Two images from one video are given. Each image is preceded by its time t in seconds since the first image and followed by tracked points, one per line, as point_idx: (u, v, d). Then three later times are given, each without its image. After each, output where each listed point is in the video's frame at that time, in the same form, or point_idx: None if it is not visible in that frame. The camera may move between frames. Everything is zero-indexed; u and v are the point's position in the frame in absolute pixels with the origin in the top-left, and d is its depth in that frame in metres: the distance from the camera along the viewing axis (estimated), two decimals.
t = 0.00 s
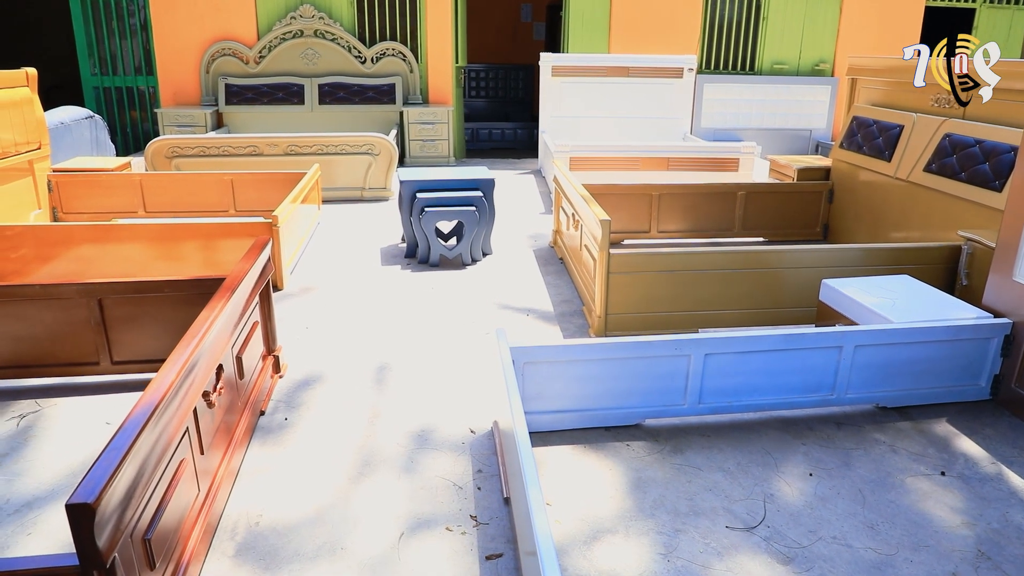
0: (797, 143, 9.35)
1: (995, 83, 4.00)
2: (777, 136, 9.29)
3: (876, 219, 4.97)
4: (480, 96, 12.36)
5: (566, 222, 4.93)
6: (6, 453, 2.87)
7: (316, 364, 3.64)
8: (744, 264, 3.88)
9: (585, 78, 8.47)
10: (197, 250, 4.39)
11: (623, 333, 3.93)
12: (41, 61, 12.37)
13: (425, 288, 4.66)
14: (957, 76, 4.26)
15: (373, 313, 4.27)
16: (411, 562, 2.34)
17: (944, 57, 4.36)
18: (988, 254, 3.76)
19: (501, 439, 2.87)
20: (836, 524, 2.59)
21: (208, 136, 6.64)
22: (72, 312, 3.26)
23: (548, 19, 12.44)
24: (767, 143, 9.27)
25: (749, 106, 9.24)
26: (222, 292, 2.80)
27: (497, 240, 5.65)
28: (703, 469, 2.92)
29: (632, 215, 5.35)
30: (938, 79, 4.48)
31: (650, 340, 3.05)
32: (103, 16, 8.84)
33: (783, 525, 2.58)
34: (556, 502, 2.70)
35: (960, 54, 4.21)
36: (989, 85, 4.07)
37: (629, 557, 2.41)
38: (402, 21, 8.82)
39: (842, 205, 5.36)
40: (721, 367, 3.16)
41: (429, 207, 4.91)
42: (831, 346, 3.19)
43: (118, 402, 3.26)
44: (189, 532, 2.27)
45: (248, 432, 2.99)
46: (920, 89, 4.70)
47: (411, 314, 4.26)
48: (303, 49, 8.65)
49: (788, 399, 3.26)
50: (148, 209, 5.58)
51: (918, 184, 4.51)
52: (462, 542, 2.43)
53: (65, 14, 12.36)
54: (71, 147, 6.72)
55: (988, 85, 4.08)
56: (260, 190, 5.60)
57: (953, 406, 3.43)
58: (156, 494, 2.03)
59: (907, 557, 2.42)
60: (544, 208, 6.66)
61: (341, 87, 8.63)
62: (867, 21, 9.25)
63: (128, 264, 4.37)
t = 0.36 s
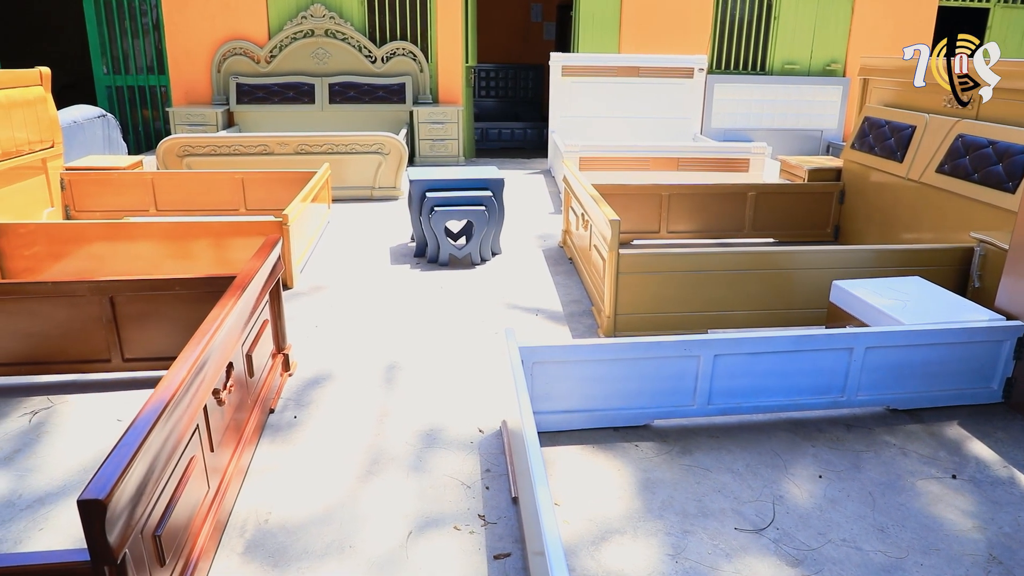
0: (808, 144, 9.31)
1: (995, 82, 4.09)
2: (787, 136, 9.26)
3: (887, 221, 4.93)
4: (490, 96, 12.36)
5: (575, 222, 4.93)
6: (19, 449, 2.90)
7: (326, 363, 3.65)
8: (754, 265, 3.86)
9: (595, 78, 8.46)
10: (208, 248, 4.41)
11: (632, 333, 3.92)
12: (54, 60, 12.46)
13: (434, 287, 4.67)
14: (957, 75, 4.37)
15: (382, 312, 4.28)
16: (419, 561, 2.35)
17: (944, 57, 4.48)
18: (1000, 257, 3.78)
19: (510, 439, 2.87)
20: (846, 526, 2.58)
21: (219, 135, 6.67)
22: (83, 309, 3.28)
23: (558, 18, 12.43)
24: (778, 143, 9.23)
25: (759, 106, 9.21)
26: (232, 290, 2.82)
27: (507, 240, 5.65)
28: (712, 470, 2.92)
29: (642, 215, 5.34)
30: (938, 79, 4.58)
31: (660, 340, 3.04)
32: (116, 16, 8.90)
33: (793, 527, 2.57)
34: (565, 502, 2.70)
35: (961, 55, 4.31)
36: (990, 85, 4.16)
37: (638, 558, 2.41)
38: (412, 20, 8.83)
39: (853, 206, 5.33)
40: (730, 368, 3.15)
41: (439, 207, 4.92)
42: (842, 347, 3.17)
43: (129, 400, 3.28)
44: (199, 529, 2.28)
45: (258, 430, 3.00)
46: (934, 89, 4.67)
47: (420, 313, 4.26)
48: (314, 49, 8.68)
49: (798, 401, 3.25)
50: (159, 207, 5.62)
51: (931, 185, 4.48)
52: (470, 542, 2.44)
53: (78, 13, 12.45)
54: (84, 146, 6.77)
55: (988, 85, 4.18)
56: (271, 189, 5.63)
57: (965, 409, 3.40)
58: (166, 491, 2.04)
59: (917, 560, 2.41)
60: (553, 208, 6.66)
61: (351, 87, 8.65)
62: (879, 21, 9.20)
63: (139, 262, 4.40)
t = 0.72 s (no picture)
0: (818, 144, 9.27)
1: (995, 82, 4.18)
2: (797, 137, 9.22)
3: (898, 221, 4.90)
4: (499, 96, 12.37)
5: (584, 222, 4.92)
6: (31, 445, 2.92)
7: (335, 361, 3.67)
8: (763, 266, 3.85)
9: (604, 78, 8.45)
10: (218, 247, 4.42)
11: (641, 333, 3.91)
12: (67, 59, 12.55)
13: (443, 286, 4.68)
14: (957, 75, 4.46)
15: (391, 311, 4.28)
16: (427, 559, 2.35)
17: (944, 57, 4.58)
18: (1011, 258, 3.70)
19: (518, 439, 2.87)
20: (855, 529, 2.56)
21: (230, 134, 6.70)
22: (94, 307, 3.29)
23: (567, 18, 12.42)
24: (788, 144, 9.20)
25: (769, 107, 9.17)
26: (242, 288, 2.83)
27: (515, 240, 5.65)
28: (720, 471, 2.91)
29: (652, 215, 5.33)
30: (938, 79, 4.67)
31: (668, 341, 3.04)
32: (128, 15, 8.96)
33: (801, 529, 2.56)
34: (573, 502, 2.70)
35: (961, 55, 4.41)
36: (989, 84, 4.25)
37: (645, 558, 2.40)
38: (422, 20, 8.84)
39: (864, 206, 5.30)
40: (739, 369, 3.14)
41: (448, 206, 4.92)
42: (851, 349, 3.16)
43: (139, 397, 3.30)
44: (208, 526, 2.29)
45: (267, 427, 3.01)
46: (946, 90, 4.64)
47: (429, 312, 4.27)
48: (323, 48, 8.70)
49: (807, 402, 3.23)
50: (169, 205, 5.65)
51: (942, 186, 4.45)
52: (478, 541, 2.44)
53: (90, 13, 12.53)
54: (96, 144, 6.81)
55: (988, 85, 4.26)
56: (280, 188, 5.65)
57: (976, 411, 3.38)
58: (176, 488, 2.06)
59: (927, 563, 2.39)
60: (562, 208, 6.65)
61: (361, 86, 8.67)
62: (891, 21, 9.14)
63: (150, 260, 4.42)
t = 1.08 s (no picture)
0: (831, 145, 9.22)
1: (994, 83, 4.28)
2: (809, 138, 9.19)
3: (911, 224, 4.87)
4: (511, 96, 12.38)
5: (594, 222, 4.92)
6: (45, 441, 2.95)
7: (345, 360, 3.68)
8: (774, 268, 3.83)
9: (616, 78, 8.43)
10: (231, 245, 4.44)
11: (651, 335, 3.90)
12: (82, 59, 12.65)
13: (453, 286, 4.68)
14: (958, 76, 4.55)
15: (402, 310, 4.29)
16: (436, 559, 2.35)
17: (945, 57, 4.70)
18: None
19: (528, 439, 2.87)
20: (866, 532, 2.54)
21: (242, 133, 6.74)
22: (108, 305, 3.32)
23: (579, 18, 12.41)
24: (800, 145, 9.17)
25: (782, 108, 9.13)
26: (254, 286, 2.85)
27: (526, 240, 5.65)
28: (731, 473, 2.90)
29: (663, 216, 5.31)
30: (938, 79, 4.80)
31: (679, 342, 3.03)
32: (142, 15, 9.02)
33: (812, 532, 2.54)
34: (582, 503, 2.70)
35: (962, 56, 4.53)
36: (989, 84, 4.34)
37: (655, 560, 2.40)
38: (433, 20, 8.85)
39: (877, 208, 5.27)
40: (751, 371, 3.12)
41: (459, 206, 4.93)
42: (864, 351, 3.14)
43: (152, 394, 3.32)
44: (219, 523, 2.30)
45: (278, 426, 3.03)
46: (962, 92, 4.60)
47: (439, 312, 4.27)
48: (336, 48, 8.73)
49: (819, 404, 3.22)
50: (182, 204, 5.68)
51: (956, 188, 4.41)
52: (488, 541, 2.44)
53: (105, 13, 12.63)
54: (110, 143, 6.87)
55: (988, 86, 4.36)
56: (292, 187, 5.67)
57: (989, 415, 3.35)
58: (187, 485, 2.07)
59: (939, 569, 2.37)
60: (573, 208, 6.65)
61: (372, 86, 8.69)
62: (906, 21, 9.07)
63: (163, 259, 4.45)
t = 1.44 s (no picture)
0: (845, 146, 9.18)
1: (994, 82, 4.39)
2: (823, 139, 9.15)
3: (926, 226, 4.83)
4: (523, 96, 12.39)
5: (607, 223, 4.91)
6: (60, 437, 2.98)
7: (357, 359, 3.69)
8: (787, 270, 3.81)
9: (628, 79, 8.42)
10: (245, 245, 4.47)
11: (663, 336, 3.89)
12: (99, 58, 12.77)
13: (465, 286, 4.69)
14: (958, 75, 4.68)
15: (414, 310, 4.30)
16: (447, 558, 2.36)
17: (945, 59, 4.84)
18: None
19: (539, 439, 2.87)
20: (879, 537, 2.53)
21: (256, 132, 6.78)
22: (123, 303, 3.34)
23: (592, 19, 12.39)
24: (814, 146, 9.13)
25: (796, 108, 9.09)
26: (268, 285, 2.86)
27: (539, 240, 5.65)
28: (742, 476, 2.88)
29: (676, 218, 5.30)
30: (939, 79, 4.92)
31: (691, 344, 3.02)
32: (157, 16, 9.10)
33: (825, 536, 2.53)
34: (593, 504, 2.69)
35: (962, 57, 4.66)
36: (989, 84, 4.45)
37: (666, 562, 2.39)
38: (447, 20, 8.87)
39: (892, 210, 5.23)
40: (763, 373, 3.11)
41: (471, 206, 4.93)
42: (878, 354, 3.11)
43: (165, 391, 3.35)
44: (231, 520, 2.32)
45: (290, 424, 3.04)
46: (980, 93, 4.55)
47: (452, 312, 4.28)
48: (349, 48, 8.76)
49: (832, 407, 3.20)
50: (197, 203, 5.72)
51: (972, 190, 4.37)
52: (498, 541, 2.44)
53: (121, 13, 12.74)
54: (126, 142, 6.93)
55: (988, 86, 4.47)
56: (306, 187, 5.69)
57: (1005, 420, 3.32)
58: (201, 482, 2.08)
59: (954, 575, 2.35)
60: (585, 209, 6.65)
61: (386, 86, 8.72)
62: (922, 21, 8.99)
63: (178, 257, 4.49)
